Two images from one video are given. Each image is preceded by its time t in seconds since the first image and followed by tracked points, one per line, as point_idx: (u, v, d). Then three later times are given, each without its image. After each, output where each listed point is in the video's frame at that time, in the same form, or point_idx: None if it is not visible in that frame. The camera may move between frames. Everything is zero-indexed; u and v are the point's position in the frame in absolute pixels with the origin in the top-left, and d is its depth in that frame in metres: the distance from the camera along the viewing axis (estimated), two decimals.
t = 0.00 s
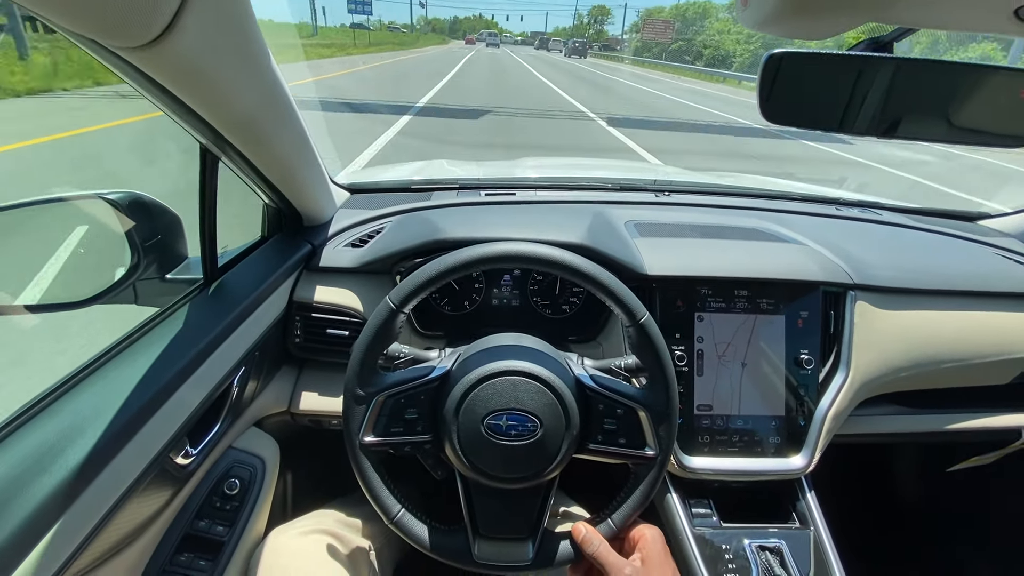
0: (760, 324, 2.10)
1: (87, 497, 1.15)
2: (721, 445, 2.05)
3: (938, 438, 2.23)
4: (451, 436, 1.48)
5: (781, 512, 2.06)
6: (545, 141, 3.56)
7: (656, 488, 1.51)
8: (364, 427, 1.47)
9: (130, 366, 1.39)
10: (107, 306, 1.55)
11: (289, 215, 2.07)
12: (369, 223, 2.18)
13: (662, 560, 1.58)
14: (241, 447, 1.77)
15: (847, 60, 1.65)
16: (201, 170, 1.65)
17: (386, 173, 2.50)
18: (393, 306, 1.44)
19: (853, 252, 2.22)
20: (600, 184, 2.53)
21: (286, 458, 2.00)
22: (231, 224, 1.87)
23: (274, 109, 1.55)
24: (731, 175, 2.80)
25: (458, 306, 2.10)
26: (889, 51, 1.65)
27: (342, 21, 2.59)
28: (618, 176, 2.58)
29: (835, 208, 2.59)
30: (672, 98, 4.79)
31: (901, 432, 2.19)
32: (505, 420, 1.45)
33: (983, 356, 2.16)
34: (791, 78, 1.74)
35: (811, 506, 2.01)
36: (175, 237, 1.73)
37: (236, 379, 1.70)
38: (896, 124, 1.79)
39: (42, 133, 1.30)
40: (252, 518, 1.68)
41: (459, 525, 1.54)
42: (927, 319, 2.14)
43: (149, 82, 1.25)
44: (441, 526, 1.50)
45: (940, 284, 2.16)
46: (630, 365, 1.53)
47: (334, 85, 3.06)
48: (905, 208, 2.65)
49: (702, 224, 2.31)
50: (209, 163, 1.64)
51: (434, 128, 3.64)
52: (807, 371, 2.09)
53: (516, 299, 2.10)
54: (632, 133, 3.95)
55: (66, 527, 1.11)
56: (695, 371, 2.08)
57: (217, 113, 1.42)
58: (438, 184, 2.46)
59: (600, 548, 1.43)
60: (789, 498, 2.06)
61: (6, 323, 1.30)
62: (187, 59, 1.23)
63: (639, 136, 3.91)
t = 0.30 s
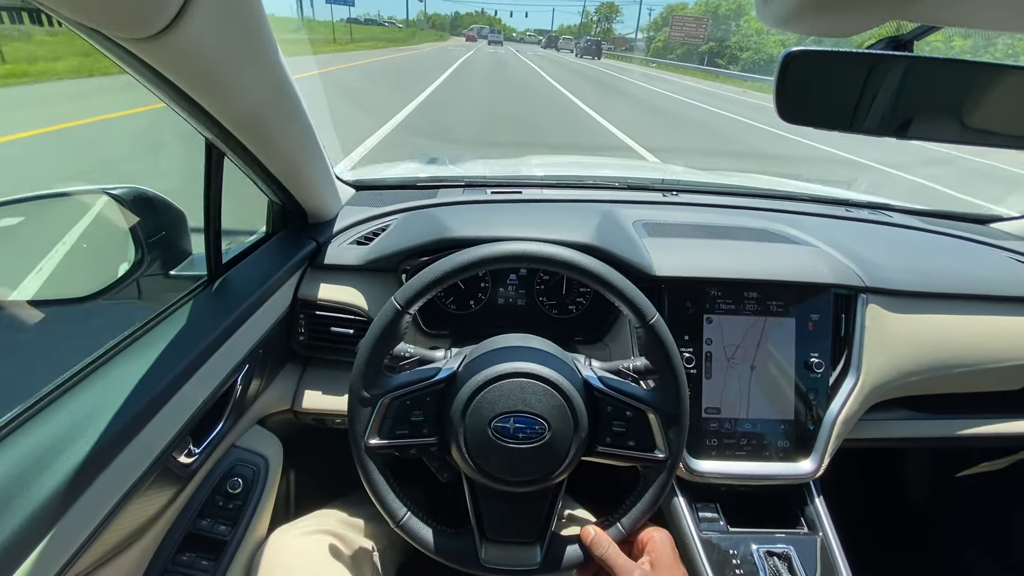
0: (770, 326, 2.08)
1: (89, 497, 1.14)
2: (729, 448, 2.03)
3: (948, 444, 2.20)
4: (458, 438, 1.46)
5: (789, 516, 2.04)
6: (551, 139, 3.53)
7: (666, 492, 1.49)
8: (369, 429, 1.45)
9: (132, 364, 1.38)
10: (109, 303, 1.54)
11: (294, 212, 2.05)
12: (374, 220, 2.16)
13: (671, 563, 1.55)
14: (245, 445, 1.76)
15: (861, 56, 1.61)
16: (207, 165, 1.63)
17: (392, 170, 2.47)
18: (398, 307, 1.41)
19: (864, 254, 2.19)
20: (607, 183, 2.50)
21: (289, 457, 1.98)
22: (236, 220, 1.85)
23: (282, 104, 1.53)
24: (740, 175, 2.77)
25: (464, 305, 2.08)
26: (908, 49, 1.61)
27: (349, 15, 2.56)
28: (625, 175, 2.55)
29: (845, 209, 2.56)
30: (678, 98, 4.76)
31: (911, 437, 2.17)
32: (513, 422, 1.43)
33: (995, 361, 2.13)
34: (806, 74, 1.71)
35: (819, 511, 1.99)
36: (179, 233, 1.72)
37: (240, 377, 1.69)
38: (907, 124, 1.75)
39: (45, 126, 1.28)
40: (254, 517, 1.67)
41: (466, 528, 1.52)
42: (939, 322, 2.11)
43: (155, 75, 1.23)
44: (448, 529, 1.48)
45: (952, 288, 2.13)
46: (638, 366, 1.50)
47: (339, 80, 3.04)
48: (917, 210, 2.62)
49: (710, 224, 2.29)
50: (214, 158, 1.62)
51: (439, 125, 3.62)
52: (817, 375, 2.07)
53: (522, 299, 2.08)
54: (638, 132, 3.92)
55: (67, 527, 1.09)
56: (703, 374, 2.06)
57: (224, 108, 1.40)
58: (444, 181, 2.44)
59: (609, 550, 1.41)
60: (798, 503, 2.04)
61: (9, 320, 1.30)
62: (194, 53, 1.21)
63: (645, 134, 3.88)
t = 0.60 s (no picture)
0: (775, 326, 2.10)
1: (112, 485, 1.16)
2: (733, 447, 2.05)
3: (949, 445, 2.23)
4: (471, 434, 1.48)
5: (792, 514, 2.06)
6: (556, 139, 3.56)
7: (678, 480, 1.52)
8: (384, 429, 1.47)
9: (149, 356, 1.40)
10: (125, 296, 1.56)
11: (305, 208, 2.06)
12: (384, 218, 2.18)
13: (685, 549, 1.52)
14: (257, 439, 1.78)
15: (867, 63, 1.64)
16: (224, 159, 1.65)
17: (401, 168, 2.50)
18: (408, 308, 1.44)
19: (868, 256, 2.22)
20: (614, 184, 2.53)
21: (299, 451, 2.01)
22: (249, 216, 1.87)
23: (305, 103, 1.55)
24: (745, 177, 2.79)
25: (473, 302, 2.10)
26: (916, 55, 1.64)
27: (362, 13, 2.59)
28: (632, 176, 2.58)
29: (849, 212, 2.59)
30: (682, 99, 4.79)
31: (912, 437, 2.19)
32: (525, 417, 1.46)
33: (996, 363, 2.15)
34: (815, 78, 1.75)
35: (822, 510, 2.01)
36: (195, 228, 1.73)
37: (253, 371, 1.71)
38: (913, 128, 1.78)
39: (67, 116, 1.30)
40: (266, 510, 1.69)
41: (482, 524, 1.54)
42: (942, 325, 2.13)
43: (189, 73, 1.27)
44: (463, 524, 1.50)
45: (955, 291, 2.16)
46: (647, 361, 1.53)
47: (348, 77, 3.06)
48: (920, 213, 2.64)
49: (716, 225, 2.31)
50: (232, 154, 1.64)
51: (445, 123, 3.64)
52: (821, 375, 2.09)
53: (530, 297, 2.11)
54: (642, 132, 3.95)
55: (91, 514, 1.12)
56: (708, 373, 2.08)
57: (250, 105, 1.43)
58: (453, 180, 2.47)
59: (621, 534, 1.44)
60: (800, 502, 2.06)
61: (29, 312, 1.31)
62: (228, 53, 1.23)
63: (649, 135, 3.90)
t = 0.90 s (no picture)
0: (769, 323, 2.09)
1: (99, 478, 1.15)
2: (726, 444, 2.05)
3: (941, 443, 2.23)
4: (463, 430, 1.47)
5: (785, 511, 2.06)
6: (552, 134, 3.54)
7: (672, 471, 1.51)
8: (375, 426, 1.46)
9: (138, 349, 1.38)
10: (114, 290, 1.54)
11: (298, 200, 2.05)
12: (378, 211, 2.17)
13: (677, 544, 1.52)
14: (247, 433, 1.77)
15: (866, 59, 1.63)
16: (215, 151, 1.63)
17: (396, 162, 2.48)
18: (397, 305, 1.42)
19: (863, 253, 2.21)
20: (610, 179, 2.51)
21: (290, 446, 1.99)
22: (240, 209, 1.85)
23: (293, 92, 1.53)
24: (741, 174, 2.78)
25: (466, 297, 2.09)
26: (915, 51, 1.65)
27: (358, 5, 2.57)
28: (628, 172, 2.57)
29: (845, 209, 2.58)
30: (680, 96, 4.78)
31: (904, 435, 2.19)
32: (516, 413, 1.45)
33: (990, 362, 2.15)
34: (813, 73, 1.74)
35: (814, 507, 2.01)
36: (184, 220, 1.71)
37: (244, 364, 1.70)
38: (909, 126, 1.78)
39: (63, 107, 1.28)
40: (257, 504, 1.68)
41: (475, 520, 1.53)
42: (936, 322, 2.13)
43: (173, 60, 1.24)
44: (455, 520, 1.49)
45: (951, 289, 2.15)
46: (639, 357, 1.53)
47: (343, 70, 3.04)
48: (916, 211, 2.64)
49: (711, 222, 2.30)
50: (224, 144, 1.65)
51: (441, 118, 3.63)
52: (815, 372, 2.08)
53: (524, 293, 2.10)
54: (639, 129, 3.93)
55: (77, 507, 1.10)
56: (702, 370, 2.08)
57: (235, 95, 1.41)
58: (448, 174, 2.45)
59: (615, 528, 1.43)
60: (793, 498, 2.06)
61: (14, 304, 1.28)
62: (210, 39, 1.21)
63: (646, 131, 3.90)
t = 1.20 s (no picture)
0: (761, 322, 2.10)
1: (90, 478, 1.15)
2: (719, 442, 2.06)
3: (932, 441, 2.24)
4: (455, 429, 1.47)
5: (777, 508, 2.08)
6: (548, 133, 3.54)
7: (665, 468, 1.52)
8: (367, 426, 1.46)
9: (129, 348, 1.38)
10: (105, 290, 1.53)
11: (291, 199, 2.04)
12: (372, 210, 2.17)
13: (667, 541, 1.54)
14: (240, 433, 1.77)
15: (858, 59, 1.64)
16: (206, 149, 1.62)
17: (390, 160, 2.48)
18: (390, 305, 1.43)
19: (854, 252, 2.23)
20: (604, 178, 2.52)
21: (284, 445, 1.99)
22: (232, 208, 1.84)
23: (284, 92, 1.53)
24: (735, 173, 2.79)
25: (460, 296, 2.10)
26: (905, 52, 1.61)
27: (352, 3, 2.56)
28: (623, 170, 2.57)
29: (837, 208, 2.60)
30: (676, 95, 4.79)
31: (895, 433, 2.21)
32: (509, 412, 1.45)
33: (980, 360, 2.17)
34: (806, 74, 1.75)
35: (805, 504, 2.02)
36: (176, 219, 1.71)
37: (236, 364, 1.69)
38: (900, 127, 1.79)
39: (54, 111, 1.28)
40: (250, 503, 1.68)
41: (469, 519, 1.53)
42: (926, 321, 2.14)
43: (161, 58, 1.24)
44: (448, 519, 1.49)
45: (941, 288, 2.17)
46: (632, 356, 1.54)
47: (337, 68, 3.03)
48: (907, 210, 2.66)
49: (705, 221, 2.31)
50: (214, 143, 1.64)
51: (436, 116, 3.62)
52: (806, 371, 2.10)
53: (518, 291, 2.10)
54: (634, 128, 3.94)
55: (68, 508, 1.11)
56: (695, 369, 2.09)
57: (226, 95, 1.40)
58: (442, 172, 2.45)
59: (607, 526, 1.43)
60: (784, 496, 2.07)
61: (3, 303, 1.27)
62: (199, 40, 1.21)
63: (641, 130, 3.90)
